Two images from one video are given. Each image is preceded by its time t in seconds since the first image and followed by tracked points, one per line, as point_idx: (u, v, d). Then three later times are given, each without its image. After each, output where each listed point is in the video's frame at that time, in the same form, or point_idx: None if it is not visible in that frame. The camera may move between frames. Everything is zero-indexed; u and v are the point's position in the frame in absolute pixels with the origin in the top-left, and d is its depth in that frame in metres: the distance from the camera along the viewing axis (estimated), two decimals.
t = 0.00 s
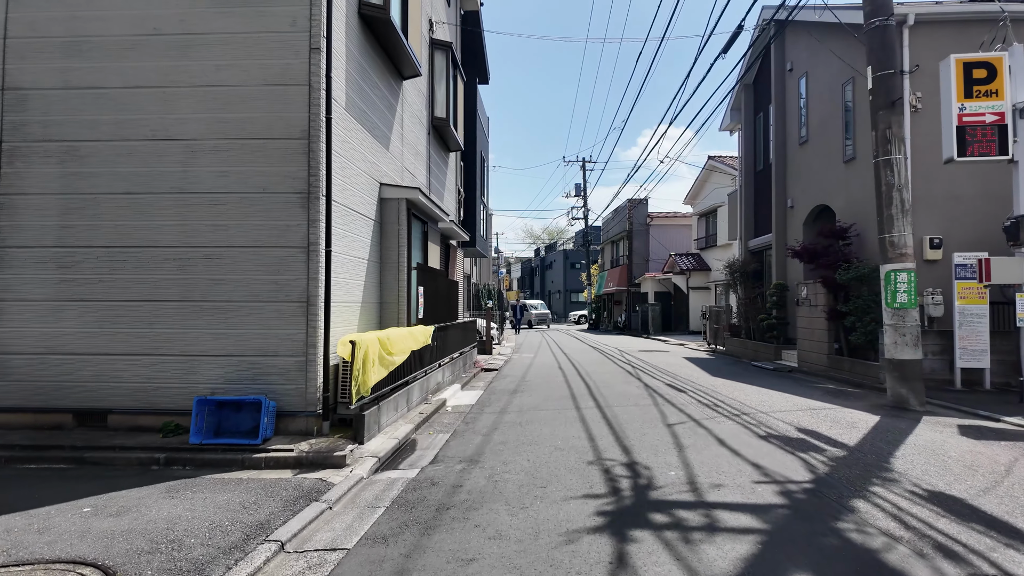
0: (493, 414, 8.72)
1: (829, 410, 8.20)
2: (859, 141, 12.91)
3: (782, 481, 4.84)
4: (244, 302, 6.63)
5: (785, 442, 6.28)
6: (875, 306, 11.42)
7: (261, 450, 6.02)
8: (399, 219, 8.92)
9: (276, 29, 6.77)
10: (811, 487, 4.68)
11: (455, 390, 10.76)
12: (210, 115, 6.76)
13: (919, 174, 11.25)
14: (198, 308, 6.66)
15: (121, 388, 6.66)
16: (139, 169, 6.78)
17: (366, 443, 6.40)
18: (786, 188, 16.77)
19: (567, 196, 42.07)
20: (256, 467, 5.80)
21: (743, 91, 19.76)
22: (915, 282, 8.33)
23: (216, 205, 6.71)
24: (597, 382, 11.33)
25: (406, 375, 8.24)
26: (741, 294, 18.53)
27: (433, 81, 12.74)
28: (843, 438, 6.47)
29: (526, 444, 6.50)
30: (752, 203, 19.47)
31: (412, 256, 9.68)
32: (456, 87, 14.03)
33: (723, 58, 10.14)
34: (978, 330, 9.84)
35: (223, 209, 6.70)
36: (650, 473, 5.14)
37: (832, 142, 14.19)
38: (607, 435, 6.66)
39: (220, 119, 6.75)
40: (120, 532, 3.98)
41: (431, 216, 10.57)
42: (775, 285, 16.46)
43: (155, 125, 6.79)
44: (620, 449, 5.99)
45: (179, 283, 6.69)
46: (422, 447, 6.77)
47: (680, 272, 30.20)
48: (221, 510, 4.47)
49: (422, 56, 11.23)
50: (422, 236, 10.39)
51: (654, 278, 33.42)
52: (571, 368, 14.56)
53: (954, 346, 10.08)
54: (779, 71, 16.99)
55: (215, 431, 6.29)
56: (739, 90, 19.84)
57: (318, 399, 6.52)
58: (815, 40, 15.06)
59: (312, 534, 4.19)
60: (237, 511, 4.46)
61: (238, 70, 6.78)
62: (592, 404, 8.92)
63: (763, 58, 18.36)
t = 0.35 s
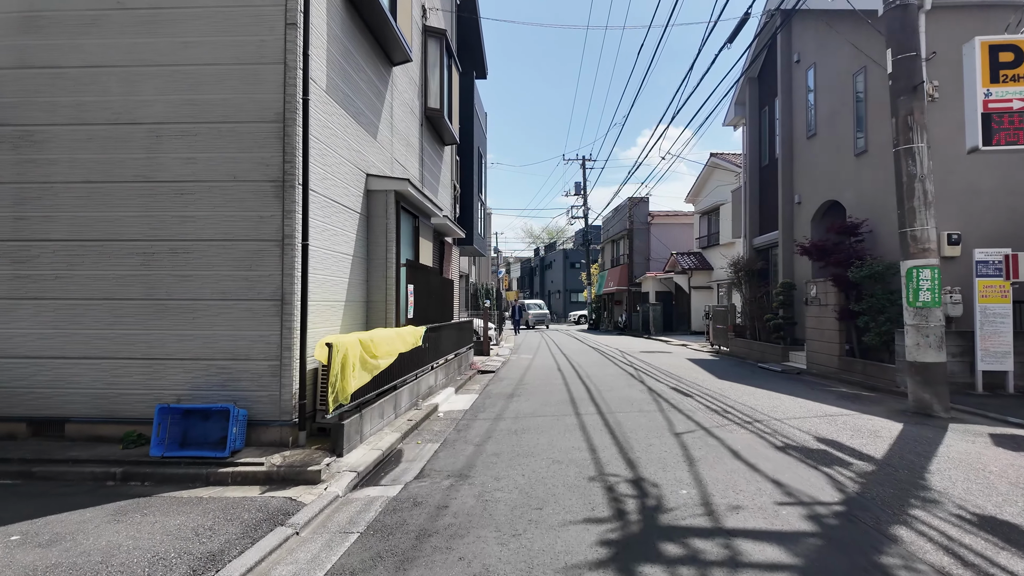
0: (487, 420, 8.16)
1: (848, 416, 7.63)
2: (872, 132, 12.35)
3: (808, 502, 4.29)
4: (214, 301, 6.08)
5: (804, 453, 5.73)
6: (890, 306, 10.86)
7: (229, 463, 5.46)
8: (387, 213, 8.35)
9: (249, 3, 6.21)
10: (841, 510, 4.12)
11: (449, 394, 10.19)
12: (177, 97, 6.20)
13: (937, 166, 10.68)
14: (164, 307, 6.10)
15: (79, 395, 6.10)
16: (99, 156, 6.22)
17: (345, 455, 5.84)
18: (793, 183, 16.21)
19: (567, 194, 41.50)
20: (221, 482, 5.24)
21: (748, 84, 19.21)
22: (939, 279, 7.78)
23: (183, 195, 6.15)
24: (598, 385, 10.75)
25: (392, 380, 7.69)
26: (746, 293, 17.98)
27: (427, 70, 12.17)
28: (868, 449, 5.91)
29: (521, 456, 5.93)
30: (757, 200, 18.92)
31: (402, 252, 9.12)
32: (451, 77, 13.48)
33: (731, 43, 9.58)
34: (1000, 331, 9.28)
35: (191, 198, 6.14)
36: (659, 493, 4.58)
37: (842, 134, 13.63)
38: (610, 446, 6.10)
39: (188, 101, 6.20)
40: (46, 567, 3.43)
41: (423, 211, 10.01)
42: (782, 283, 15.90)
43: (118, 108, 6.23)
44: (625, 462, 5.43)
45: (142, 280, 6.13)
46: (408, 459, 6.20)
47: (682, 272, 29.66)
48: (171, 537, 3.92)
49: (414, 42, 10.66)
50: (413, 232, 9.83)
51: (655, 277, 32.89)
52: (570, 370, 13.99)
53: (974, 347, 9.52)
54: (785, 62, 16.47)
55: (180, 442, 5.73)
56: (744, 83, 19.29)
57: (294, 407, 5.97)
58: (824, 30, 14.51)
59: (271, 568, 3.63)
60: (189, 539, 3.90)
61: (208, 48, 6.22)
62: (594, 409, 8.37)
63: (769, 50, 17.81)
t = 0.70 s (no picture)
0: (485, 427, 7.63)
1: (873, 424, 7.07)
2: (889, 124, 11.80)
3: (848, 529, 3.74)
4: (183, 299, 5.54)
5: (833, 467, 5.18)
6: (911, 305, 10.31)
7: (196, 479, 4.92)
8: (377, 205, 7.81)
9: None
10: (887, 539, 3.58)
11: (445, 398, 9.63)
12: (144, 77, 5.67)
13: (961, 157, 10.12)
14: (129, 306, 5.57)
15: (36, 402, 5.57)
16: (59, 141, 5.69)
17: (325, 469, 5.30)
18: (804, 179, 15.65)
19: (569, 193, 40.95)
20: (186, 501, 4.71)
21: (756, 77, 18.64)
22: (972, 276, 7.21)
23: (151, 183, 5.61)
24: (602, 389, 10.19)
25: (381, 384, 7.13)
26: (754, 292, 17.42)
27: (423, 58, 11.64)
28: (903, 462, 5.36)
29: (520, 470, 5.39)
30: (766, 196, 18.36)
31: (394, 248, 8.58)
32: (449, 67, 12.95)
33: (742, 29, 9.08)
34: None
35: (159, 187, 5.60)
36: (676, 517, 4.03)
37: (856, 126, 13.08)
38: (620, 461, 5.55)
39: (156, 81, 5.66)
40: None
41: (418, 205, 9.48)
42: (792, 282, 15.34)
43: (80, 89, 5.69)
44: (635, 479, 4.89)
45: (105, 276, 5.59)
46: (396, 472, 5.66)
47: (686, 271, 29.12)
48: (111, 573, 3.37)
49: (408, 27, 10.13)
50: (408, 226, 9.30)
51: (658, 277, 32.37)
52: (573, 372, 13.42)
53: (1002, 349, 8.96)
54: (796, 53, 15.91)
55: (144, 455, 5.20)
56: (751, 77, 18.74)
57: (270, 416, 5.44)
58: (836, 18, 13.97)
59: None
60: (132, 575, 3.36)
61: (178, 23, 5.69)
62: (599, 416, 7.82)
63: (777, 42, 17.27)
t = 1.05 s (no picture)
0: (482, 438, 7.09)
1: (902, 436, 6.53)
2: (906, 116, 11.28)
3: (900, 570, 3.21)
4: (148, 301, 5.01)
5: (868, 489, 4.66)
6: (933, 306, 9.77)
7: (156, 501, 4.39)
8: (367, 199, 7.27)
9: None
10: None
11: (440, 405, 9.09)
12: (105, 55, 5.13)
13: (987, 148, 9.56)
14: (88, 309, 5.03)
15: None
16: (12, 126, 5.16)
17: (302, 490, 4.76)
18: (814, 175, 15.13)
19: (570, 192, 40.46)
20: (143, 528, 4.18)
21: (763, 72, 18.13)
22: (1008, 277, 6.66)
23: (113, 172, 5.08)
24: (607, 395, 9.65)
25: (369, 393, 6.59)
26: (762, 293, 16.87)
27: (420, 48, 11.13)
28: (944, 481, 4.84)
29: (521, 491, 4.86)
30: (773, 194, 17.83)
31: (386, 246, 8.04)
32: (446, 58, 12.44)
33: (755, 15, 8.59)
34: None
35: (122, 177, 5.07)
36: (699, 553, 3.50)
37: (871, 120, 12.56)
38: (630, 480, 5.03)
39: (119, 59, 5.12)
40: None
41: (411, 200, 8.95)
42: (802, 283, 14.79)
43: (36, 69, 5.16)
44: (651, 504, 4.35)
45: (62, 276, 5.06)
46: (383, 493, 5.12)
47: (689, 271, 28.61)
48: None
49: (402, 13, 9.61)
50: (401, 222, 8.77)
51: (661, 277, 31.87)
52: (575, 376, 12.87)
53: None
54: (806, 45, 15.41)
55: (103, 471, 4.67)
56: (758, 71, 18.23)
57: (243, 431, 4.91)
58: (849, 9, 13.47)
59: None
60: None
61: None
62: (604, 426, 7.29)
63: (786, 34, 16.73)
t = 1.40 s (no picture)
0: (477, 449, 6.54)
1: (936, 446, 5.98)
2: (925, 106, 10.73)
3: None
4: (100, 298, 4.45)
5: (913, 511, 4.11)
6: (956, 305, 9.22)
7: (103, 524, 3.85)
8: (353, 189, 6.72)
9: None
10: None
11: (433, 411, 8.50)
12: (53, 22, 4.56)
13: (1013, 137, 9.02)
14: (32, 307, 4.45)
15: None
16: None
17: (272, 511, 4.21)
18: (824, 169, 14.59)
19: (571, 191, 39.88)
20: (84, 558, 3.63)
21: (770, 64, 17.60)
22: None
23: (61, 153, 4.51)
24: (611, 400, 9.09)
25: (352, 399, 6.01)
26: (769, 292, 16.31)
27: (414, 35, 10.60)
28: (997, 501, 4.29)
29: (519, 513, 4.31)
30: (781, 190, 17.30)
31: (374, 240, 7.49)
32: (441, 46, 11.92)
33: None
34: None
35: (71, 159, 4.50)
36: None
37: (886, 111, 12.00)
38: (642, 500, 4.48)
39: (68, 27, 4.55)
40: None
41: (403, 191, 8.40)
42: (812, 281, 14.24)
43: None
44: (669, 531, 3.80)
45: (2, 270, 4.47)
46: (365, 513, 4.57)
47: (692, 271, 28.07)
48: None
49: None
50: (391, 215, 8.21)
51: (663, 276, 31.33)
52: (577, 378, 12.29)
53: None
54: (816, 35, 14.88)
55: (48, 489, 4.15)
56: (764, 63, 17.70)
57: (207, 445, 4.36)
58: None
59: None
60: None
61: None
62: (610, 435, 6.73)
63: (794, 24, 16.20)
